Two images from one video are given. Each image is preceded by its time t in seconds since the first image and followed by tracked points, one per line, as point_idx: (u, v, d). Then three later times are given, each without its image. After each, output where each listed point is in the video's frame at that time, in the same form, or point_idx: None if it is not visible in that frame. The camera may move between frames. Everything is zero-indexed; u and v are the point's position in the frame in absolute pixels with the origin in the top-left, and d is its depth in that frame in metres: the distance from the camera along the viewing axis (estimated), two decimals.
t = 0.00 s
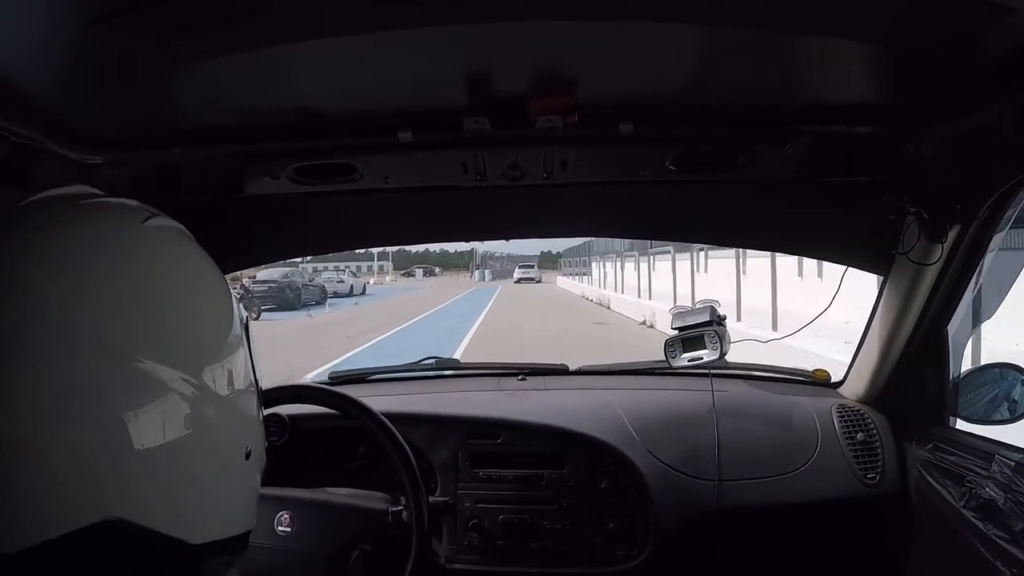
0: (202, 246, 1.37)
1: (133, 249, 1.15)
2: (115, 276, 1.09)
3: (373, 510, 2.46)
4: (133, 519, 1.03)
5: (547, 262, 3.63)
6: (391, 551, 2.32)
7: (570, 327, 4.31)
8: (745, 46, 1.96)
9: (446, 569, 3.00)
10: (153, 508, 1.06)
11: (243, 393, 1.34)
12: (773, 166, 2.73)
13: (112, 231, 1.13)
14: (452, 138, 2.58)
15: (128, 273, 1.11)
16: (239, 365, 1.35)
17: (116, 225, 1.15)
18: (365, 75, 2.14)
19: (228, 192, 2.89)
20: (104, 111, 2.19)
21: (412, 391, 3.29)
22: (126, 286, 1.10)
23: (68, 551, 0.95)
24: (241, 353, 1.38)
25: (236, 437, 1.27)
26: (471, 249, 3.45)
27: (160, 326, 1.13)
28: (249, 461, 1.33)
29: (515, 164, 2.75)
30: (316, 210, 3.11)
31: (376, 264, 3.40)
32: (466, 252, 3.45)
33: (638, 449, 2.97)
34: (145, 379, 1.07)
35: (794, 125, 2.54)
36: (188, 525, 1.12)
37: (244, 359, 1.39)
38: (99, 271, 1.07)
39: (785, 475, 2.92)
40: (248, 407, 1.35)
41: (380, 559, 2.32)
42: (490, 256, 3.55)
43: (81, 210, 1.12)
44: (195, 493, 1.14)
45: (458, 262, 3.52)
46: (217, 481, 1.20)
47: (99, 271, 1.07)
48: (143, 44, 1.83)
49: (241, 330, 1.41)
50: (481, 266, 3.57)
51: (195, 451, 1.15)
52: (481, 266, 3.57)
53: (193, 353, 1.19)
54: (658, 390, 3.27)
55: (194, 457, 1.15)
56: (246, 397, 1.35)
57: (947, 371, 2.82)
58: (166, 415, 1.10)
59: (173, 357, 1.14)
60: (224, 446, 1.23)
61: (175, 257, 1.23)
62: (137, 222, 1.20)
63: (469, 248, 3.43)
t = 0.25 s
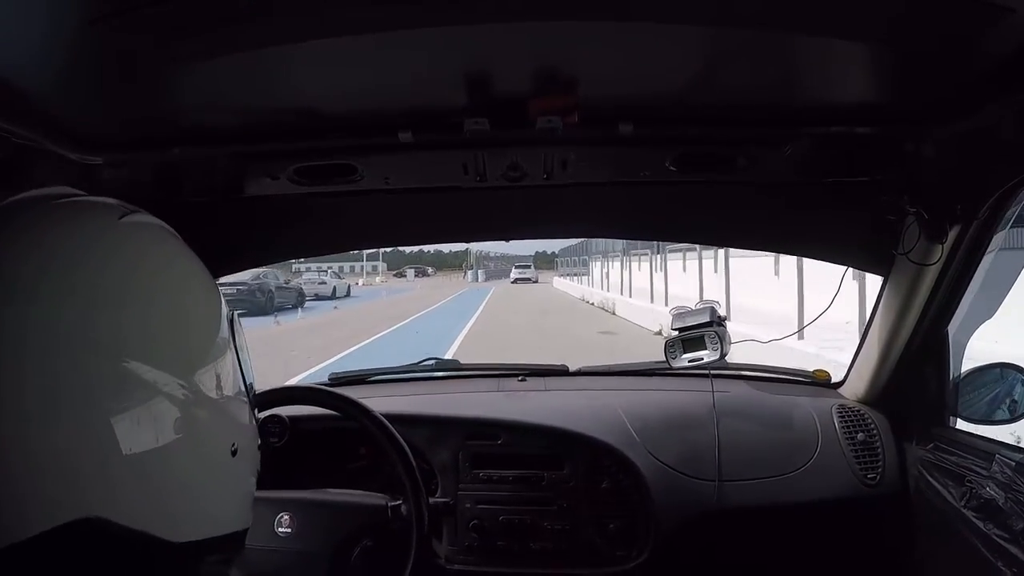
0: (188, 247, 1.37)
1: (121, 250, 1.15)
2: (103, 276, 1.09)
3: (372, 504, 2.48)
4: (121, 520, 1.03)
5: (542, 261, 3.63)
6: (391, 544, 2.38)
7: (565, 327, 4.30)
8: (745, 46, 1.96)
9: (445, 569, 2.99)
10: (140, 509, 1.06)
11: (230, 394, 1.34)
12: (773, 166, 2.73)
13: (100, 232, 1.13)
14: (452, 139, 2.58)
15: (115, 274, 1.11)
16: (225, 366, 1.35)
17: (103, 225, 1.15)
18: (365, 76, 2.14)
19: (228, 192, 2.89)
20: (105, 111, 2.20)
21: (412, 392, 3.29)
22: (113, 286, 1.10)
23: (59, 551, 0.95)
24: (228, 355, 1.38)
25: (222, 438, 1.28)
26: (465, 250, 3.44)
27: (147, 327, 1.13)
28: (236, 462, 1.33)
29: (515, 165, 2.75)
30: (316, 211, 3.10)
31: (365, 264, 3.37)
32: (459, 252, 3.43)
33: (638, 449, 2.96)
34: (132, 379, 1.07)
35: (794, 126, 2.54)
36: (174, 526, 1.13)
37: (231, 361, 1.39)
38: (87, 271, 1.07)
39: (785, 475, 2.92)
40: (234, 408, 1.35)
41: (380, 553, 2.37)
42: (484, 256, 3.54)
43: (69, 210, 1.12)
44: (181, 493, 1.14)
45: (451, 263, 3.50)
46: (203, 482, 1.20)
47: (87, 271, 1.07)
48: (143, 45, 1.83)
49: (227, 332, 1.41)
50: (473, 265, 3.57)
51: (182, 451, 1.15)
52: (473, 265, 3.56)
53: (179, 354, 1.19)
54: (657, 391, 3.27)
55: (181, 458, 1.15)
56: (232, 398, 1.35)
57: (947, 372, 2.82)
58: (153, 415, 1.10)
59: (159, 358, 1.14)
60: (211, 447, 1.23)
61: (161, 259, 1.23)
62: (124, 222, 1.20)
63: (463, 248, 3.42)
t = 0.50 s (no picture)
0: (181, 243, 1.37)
1: (114, 246, 1.16)
2: (96, 273, 1.10)
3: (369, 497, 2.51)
4: (117, 515, 1.03)
5: (539, 258, 3.64)
6: (390, 542, 2.44)
7: (559, 325, 4.32)
8: (745, 47, 1.96)
9: (444, 567, 3.00)
10: (135, 505, 1.07)
11: (223, 391, 1.35)
12: (773, 166, 2.73)
13: (93, 228, 1.14)
14: (452, 138, 2.58)
15: (108, 271, 1.12)
16: (218, 363, 1.36)
17: (96, 222, 1.16)
18: (365, 74, 2.14)
19: (229, 190, 2.89)
20: (105, 109, 2.20)
21: (412, 391, 3.30)
22: (106, 284, 1.11)
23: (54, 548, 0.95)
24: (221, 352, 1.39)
25: (217, 435, 1.29)
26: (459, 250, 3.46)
27: (140, 324, 1.14)
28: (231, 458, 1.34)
29: (515, 164, 2.75)
30: (316, 208, 3.11)
31: (355, 263, 3.39)
32: (450, 252, 3.46)
33: (637, 448, 2.97)
34: (125, 376, 1.08)
35: (794, 126, 2.54)
36: (170, 521, 1.13)
37: (224, 358, 1.40)
38: (81, 268, 1.08)
39: (783, 475, 2.92)
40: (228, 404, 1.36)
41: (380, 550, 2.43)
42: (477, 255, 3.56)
43: (63, 205, 1.13)
44: (177, 490, 1.15)
45: (443, 262, 3.54)
46: (197, 479, 1.21)
47: (81, 268, 1.08)
48: (144, 43, 1.84)
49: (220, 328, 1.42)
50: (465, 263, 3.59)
51: (176, 448, 1.16)
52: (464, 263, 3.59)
53: (172, 352, 1.20)
54: (656, 390, 3.27)
55: (175, 454, 1.16)
56: (225, 395, 1.36)
57: (946, 373, 2.82)
58: (147, 412, 1.11)
59: (152, 355, 1.15)
60: (205, 443, 1.24)
61: (154, 255, 1.24)
62: (117, 219, 1.21)
63: (456, 248, 3.44)
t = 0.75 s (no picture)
0: (179, 243, 1.37)
1: (112, 247, 1.15)
2: (94, 275, 1.09)
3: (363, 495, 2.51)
4: (115, 518, 1.03)
5: (535, 259, 3.63)
6: (391, 540, 2.44)
7: (550, 327, 4.35)
8: (745, 48, 1.96)
9: (444, 569, 2.99)
10: (132, 508, 1.06)
11: (221, 393, 1.35)
12: (773, 167, 2.73)
13: (91, 230, 1.13)
14: (452, 138, 2.58)
15: (106, 273, 1.12)
16: (216, 364, 1.36)
17: (95, 223, 1.15)
18: (366, 75, 2.14)
19: (228, 191, 2.89)
20: (104, 110, 2.20)
21: (412, 392, 3.29)
22: (104, 286, 1.10)
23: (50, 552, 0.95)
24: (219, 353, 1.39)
25: (215, 437, 1.28)
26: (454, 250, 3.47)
27: (137, 326, 1.14)
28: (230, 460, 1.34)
29: (516, 165, 2.74)
30: (316, 209, 3.10)
31: (346, 265, 3.40)
32: (443, 253, 3.47)
33: (637, 450, 2.96)
34: (122, 379, 1.08)
35: (794, 127, 2.54)
36: (168, 524, 1.13)
37: (223, 359, 1.40)
38: (79, 270, 1.07)
39: (783, 477, 2.92)
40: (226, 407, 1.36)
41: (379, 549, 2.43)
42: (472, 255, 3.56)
43: (61, 206, 1.12)
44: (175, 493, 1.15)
45: (438, 262, 3.55)
46: (196, 481, 1.20)
47: (79, 270, 1.08)
48: (143, 44, 1.83)
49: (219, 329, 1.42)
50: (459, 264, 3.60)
51: (174, 449, 1.16)
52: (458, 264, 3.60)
53: (170, 353, 1.20)
54: (656, 391, 3.27)
55: (174, 456, 1.16)
56: (224, 397, 1.36)
57: (947, 375, 2.82)
58: (145, 414, 1.10)
59: (150, 358, 1.15)
60: (204, 446, 1.24)
61: (152, 256, 1.23)
62: (115, 220, 1.20)
63: (450, 249, 3.44)
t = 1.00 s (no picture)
0: (182, 245, 1.38)
1: (120, 248, 1.16)
2: (101, 275, 1.10)
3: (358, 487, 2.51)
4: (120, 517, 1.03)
5: (534, 258, 3.63)
6: (391, 529, 2.49)
7: (543, 328, 4.39)
8: (743, 48, 1.96)
9: (444, 569, 3.00)
10: (140, 507, 1.07)
11: (224, 395, 1.36)
12: (773, 168, 2.73)
13: (99, 231, 1.14)
14: (452, 139, 2.58)
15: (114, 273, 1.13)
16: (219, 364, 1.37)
17: (102, 223, 1.16)
18: (366, 75, 2.14)
19: (229, 191, 2.89)
20: (104, 109, 2.20)
21: (413, 392, 3.29)
22: (110, 286, 1.11)
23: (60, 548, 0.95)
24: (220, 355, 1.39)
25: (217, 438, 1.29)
26: (450, 249, 3.44)
27: (144, 329, 1.14)
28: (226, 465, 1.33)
29: (516, 165, 2.75)
30: (316, 209, 3.11)
31: (333, 264, 3.38)
32: (440, 252, 3.44)
33: (637, 451, 2.96)
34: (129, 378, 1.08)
35: (793, 128, 2.54)
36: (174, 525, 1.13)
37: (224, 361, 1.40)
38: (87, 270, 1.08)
39: (782, 477, 2.92)
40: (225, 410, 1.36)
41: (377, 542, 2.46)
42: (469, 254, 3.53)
43: (67, 206, 1.13)
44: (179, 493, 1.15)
45: (434, 261, 3.52)
46: (199, 483, 1.21)
47: (87, 268, 1.08)
48: (142, 44, 1.84)
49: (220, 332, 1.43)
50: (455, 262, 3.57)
51: (176, 450, 1.16)
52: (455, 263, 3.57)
53: (174, 355, 1.20)
54: (656, 392, 3.27)
55: (179, 457, 1.16)
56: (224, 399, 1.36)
57: (946, 376, 2.83)
58: (150, 414, 1.11)
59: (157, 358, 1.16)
60: (206, 447, 1.25)
61: (156, 257, 1.24)
62: (119, 220, 1.21)
63: (446, 247, 3.41)
